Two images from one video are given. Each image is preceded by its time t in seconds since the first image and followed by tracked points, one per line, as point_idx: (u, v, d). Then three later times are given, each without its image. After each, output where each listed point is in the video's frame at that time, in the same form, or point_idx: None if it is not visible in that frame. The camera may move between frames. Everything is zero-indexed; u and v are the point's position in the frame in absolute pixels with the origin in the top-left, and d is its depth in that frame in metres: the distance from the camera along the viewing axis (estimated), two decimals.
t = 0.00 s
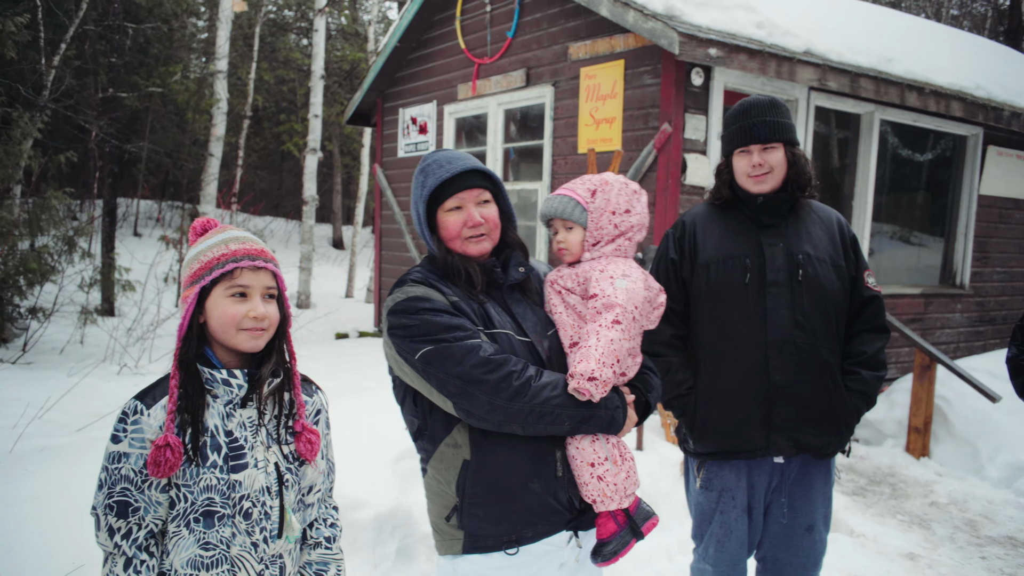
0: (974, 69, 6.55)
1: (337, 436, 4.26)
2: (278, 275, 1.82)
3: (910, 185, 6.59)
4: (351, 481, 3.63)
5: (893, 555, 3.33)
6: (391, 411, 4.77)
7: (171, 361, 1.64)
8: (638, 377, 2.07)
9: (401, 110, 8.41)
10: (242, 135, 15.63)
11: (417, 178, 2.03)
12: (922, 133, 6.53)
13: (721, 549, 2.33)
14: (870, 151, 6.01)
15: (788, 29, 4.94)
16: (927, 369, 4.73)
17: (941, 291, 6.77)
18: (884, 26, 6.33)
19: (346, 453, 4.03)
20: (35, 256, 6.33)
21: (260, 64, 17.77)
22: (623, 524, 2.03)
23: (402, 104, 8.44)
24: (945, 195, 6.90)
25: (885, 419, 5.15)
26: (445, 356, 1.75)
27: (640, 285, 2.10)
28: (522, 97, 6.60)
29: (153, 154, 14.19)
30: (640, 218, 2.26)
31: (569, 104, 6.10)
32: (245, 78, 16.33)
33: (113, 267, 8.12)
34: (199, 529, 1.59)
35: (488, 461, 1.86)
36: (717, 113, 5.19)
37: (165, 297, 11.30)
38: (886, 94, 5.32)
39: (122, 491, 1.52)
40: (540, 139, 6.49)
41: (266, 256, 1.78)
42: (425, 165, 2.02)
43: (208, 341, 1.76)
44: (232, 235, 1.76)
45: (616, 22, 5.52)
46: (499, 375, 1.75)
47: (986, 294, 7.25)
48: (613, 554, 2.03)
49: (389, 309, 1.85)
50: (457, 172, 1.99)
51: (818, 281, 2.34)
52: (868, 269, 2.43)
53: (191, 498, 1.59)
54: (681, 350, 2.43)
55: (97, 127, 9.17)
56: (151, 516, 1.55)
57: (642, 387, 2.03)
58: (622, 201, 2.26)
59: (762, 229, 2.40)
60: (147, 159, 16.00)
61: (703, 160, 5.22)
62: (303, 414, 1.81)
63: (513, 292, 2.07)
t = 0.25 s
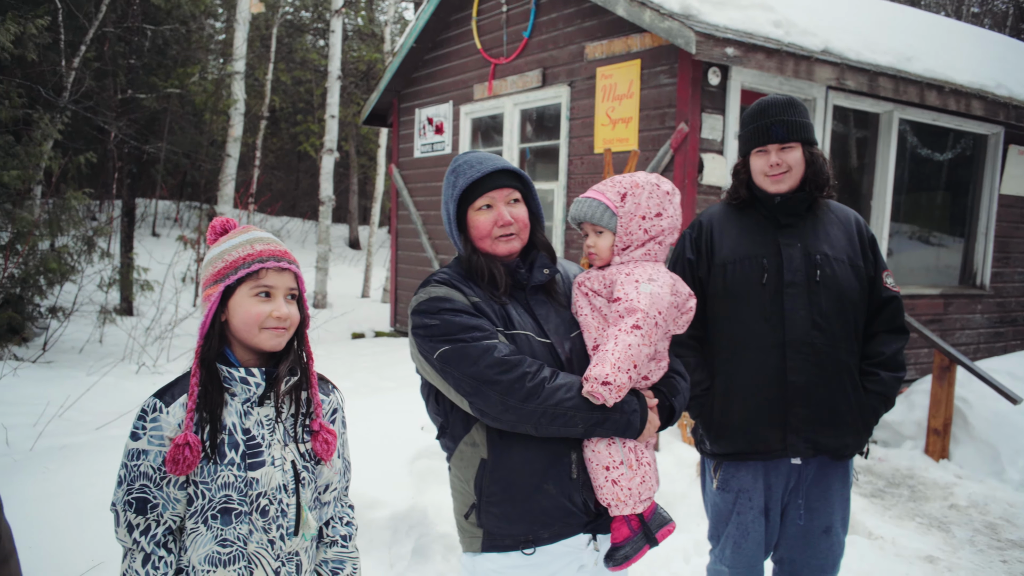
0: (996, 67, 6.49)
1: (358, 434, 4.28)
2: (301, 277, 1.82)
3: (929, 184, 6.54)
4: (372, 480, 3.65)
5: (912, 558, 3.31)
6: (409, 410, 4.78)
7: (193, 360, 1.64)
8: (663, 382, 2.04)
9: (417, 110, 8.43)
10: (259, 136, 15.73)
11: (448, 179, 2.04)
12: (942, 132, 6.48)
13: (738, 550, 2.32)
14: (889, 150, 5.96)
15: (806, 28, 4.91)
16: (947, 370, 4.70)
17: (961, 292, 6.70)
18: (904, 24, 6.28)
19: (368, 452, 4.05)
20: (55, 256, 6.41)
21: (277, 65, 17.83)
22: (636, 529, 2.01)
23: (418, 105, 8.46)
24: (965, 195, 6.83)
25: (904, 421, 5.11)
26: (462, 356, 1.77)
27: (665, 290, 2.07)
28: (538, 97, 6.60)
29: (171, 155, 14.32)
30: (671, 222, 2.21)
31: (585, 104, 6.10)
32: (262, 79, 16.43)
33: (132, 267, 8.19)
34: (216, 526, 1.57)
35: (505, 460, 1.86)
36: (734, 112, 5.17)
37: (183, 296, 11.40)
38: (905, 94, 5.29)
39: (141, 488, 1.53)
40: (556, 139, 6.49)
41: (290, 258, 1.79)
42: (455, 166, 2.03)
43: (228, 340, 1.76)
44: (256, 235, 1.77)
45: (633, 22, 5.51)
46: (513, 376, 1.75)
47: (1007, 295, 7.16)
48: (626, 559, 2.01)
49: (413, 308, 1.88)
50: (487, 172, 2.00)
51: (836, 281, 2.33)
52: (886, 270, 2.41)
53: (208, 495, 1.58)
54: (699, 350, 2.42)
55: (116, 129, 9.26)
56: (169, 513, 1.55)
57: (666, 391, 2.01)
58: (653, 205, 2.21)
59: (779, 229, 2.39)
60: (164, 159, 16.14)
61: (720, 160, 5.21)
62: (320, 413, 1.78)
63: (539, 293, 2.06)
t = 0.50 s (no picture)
0: (1011, 66, 6.46)
1: (372, 434, 4.30)
2: (315, 278, 1.83)
3: (943, 184, 6.51)
4: (385, 479, 3.66)
5: (925, 560, 3.29)
6: (422, 410, 4.79)
7: (206, 359, 1.64)
8: (678, 384, 2.04)
9: (429, 111, 8.44)
10: (271, 137, 15.80)
11: (464, 178, 2.05)
12: (956, 131, 6.45)
13: (749, 551, 2.31)
14: (903, 149, 5.93)
15: (819, 27, 4.90)
16: (961, 372, 4.67)
17: (976, 292, 6.65)
18: (918, 22, 6.25)
19: (383, 451, 4.06)
20: (69, 256, 6.45)
21: (289, 66, 17.87)
22: (647, 532, 1.98)
23: (429, 105, 8.47)
24: (980, 195, 6.78)
25: (917, 422, 5.08)
26: (475, 356, 1.78)
27: (681, 293, 2.05)
28: (549, 97, 6.60)
29: (184, 155, 14.40)
30: (688, 223, 2.19)
31: (597, 104, 6.10)
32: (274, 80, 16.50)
33: (145, 267, 8.24)
34: (230, 523, 1.57)
35: (518, 458, 1.86)
36: (746, 112, 5.15)
37: (195, 296, 11.46)
38: (919, 93, 5.26)
39: (156, 486, 1.53)
40: (568, 139, 6.49)
41: (303, 258, 1.80)
42: (470, 166, 2.04)
43: (242, 341, 1.76)
44: (270, 236, 1.77)
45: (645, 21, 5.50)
46: (525, 377, 1.75)
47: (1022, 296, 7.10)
48: (636, 560, 1.99)
49: (428, 308, 1.89)
50: (500, 173, 1.99)
51: (848, 280, 2.32)
52: (899, 270, 2.39)
53: (223, 492, 1.58)
54: (710, 351, 2.41)
55: (130, 129, 9.32)
56: (184, 511, 1.55)
57: (679, 393, 2.01)
58: (669, 205, 2.18)
59: (791, 229, 2.38)
60: (177, 160, 16.24)
61: (732, 160, 5.19)
62: (332, 412, 1.79)
63: (553, 295, 2.05)
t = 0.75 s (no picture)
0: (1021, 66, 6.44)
1: (381, 433, 4.31)
2: (322, 279, 1.84)
3: (952, 184, 6.49)
4: (393, 479, 3.66)
5: (934, 562, 3.28)
6: (430, 410, 4.80)
7: (216, 358, 1.65)
8: (682, 382, 2.03)
9: (436, 111, 8.44)
10: (279, 137, 15.83)
11: (467, 178, 2.05)
12: (965, 131, 6.42)
13: (758, 552, 2.30)
14: (911, 149, 5.91)
15: (827, 27, 4.89)
16: (970, 373, 4.65)
17: (985, 292, 6.62)
18: (928, 22, 6.22)
19: (392, 451, 4.07)
20: (77, 256, 6.48)
21: (297, 66, 17.86)
22: (656, 530, 1.98)
23: (437, 105, 8.48)
24: (989, 194, 6.75)
25: (926, 423, 5.07)
26: (481, 355, 1.77)
27: (686, 291, 2.05)
28: (557, 97, 6.60)
29: (192, 156, 14.43)
30: (692, 222, 2.20)
31: (604, 104, 6.09)
32: (281, 80, 16.52)
33: (153, 267, 8.27)
34: (240, 522, 1.58)
35: (524, 459, 1.85)
36: (753, 111, 5.14)
37: (203, 296, 11.49)
38: (927, 92, 5.24)
39: (166, 484, 1.54)
40: (575, 139, 6.49)
41: (312, 258, 1.80)
42: (473, 166, 2.04)
43: (251, 340, 1.77)
44: (279, 236, 1.78)
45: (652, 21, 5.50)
46: (532, 375, 1.74)
47: None
48: (645, 558, 2.01)
49: (432, 308, 1.88)
50: (503, 171, 1.99)
51: (856, 281, 2.31)
52: (908, 270, 2.39)
53: (232, 491, 1.59)
54: (717, 351, 2.40)
55: (138, 130, 9.35)
56: (194, 510, 1.55)
57: (684, 391, 2.00)
58: (673, 205, 2.19)
59: (800, 229, 2.37)
60: (185, 160, 16.29)
61: (740, 160, 5.18)
62: (339, 411, 1.80)
63: (556, 294, 2.05)
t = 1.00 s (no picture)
0: None
1: (396, 434, 4.31)
2: (343, 279, 1.84)
3: (968, 183, 6.44)
4: (407, 480, 3.67)
5: (950, 564, 3.27)
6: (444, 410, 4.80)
7: (238, 358, 1.66)
8: (686, 379, 2.03)
9: (449, 111, 8.45)
10: (292, 137, 15.87)
11: (467, 177, 2.04)
12: (981, 130, 6.38)
13: (772, 554, 2.30)
14: (926, 149, 5.88)
15: (841, 26, 4.87)
16: (985, 374, 4.64)
17: (1001, 293, 6.56)
18: (943, 20, 6.18)
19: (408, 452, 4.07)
20: (92, 256, 6.53)
21: (310, 66, 17.89)
22: (669, 526, 1.98)
23: (449, 105, 8.48)
24: (1005, 194, 6.69)
25: (942, 424, 5.04)
26: (492, 355, 1.76)
27: (692, 289, 2.04)
28: (569, 97, 6.59)
29: (206, 156, 14.49)
30: (694, 221, 2.18)
31: (617, 104, 6.08)
32: (294, 80, 16.56)
33: (167, 267, 8.32)
34: (257, 519, 1.58)
35: (535, 459, 1.84)
36: (767, 111, 5.12)
37: (217, 296, 11.54)
38: (943, 91, 5.20)
39: (185, 481, 1.55)
40: (587, 139, 6.48)
41: (332, 259, 1.81)
42: (472, 164, 2.03)
43: (271, 339, 1.78)
44: (300, 236, 1.79)
45: (665, 21, 5.49)
46: (546, 374, 1.74)
47: None
48: (658, 556, 2.00)
49: (437, 308, 1.87)
50: (505, 169, 1.99)
51: (872, 281, 2.30)
52: (924, 271, 2.38)
53: (250, 488, 1.60)
54: (730, 352, 2.39)
55: (152, 130, 9.40)
56: (212, 506, 1.56)
57: (689, 388, 2.01)
58: (676, 203, 2.17)
59: (813, 229, 2.37)
60: (198, 161, 16.38)
61: (754, 159, 5.17)
62: (357, 411, 1.80)
63: (561, 292, 2.04)
